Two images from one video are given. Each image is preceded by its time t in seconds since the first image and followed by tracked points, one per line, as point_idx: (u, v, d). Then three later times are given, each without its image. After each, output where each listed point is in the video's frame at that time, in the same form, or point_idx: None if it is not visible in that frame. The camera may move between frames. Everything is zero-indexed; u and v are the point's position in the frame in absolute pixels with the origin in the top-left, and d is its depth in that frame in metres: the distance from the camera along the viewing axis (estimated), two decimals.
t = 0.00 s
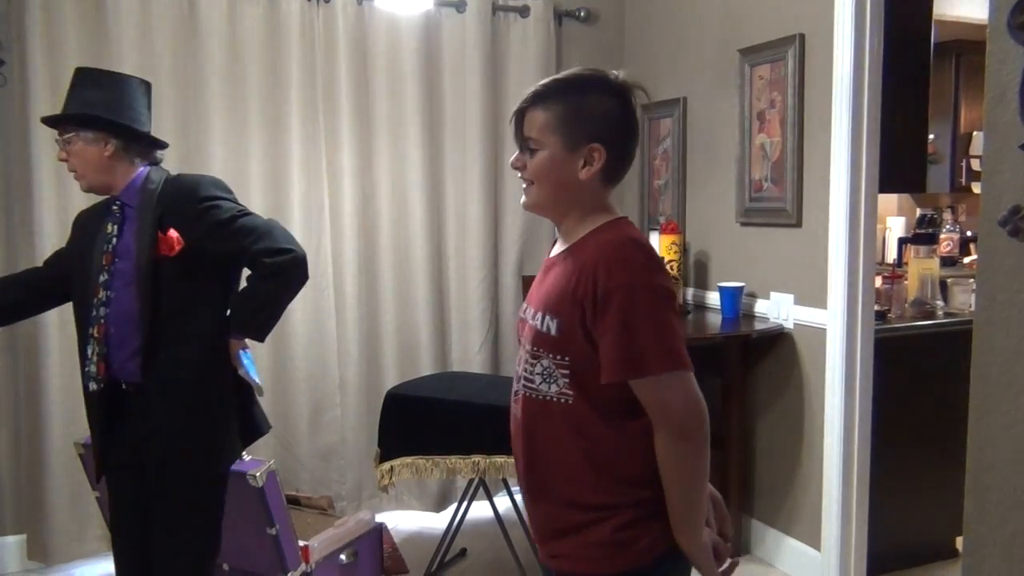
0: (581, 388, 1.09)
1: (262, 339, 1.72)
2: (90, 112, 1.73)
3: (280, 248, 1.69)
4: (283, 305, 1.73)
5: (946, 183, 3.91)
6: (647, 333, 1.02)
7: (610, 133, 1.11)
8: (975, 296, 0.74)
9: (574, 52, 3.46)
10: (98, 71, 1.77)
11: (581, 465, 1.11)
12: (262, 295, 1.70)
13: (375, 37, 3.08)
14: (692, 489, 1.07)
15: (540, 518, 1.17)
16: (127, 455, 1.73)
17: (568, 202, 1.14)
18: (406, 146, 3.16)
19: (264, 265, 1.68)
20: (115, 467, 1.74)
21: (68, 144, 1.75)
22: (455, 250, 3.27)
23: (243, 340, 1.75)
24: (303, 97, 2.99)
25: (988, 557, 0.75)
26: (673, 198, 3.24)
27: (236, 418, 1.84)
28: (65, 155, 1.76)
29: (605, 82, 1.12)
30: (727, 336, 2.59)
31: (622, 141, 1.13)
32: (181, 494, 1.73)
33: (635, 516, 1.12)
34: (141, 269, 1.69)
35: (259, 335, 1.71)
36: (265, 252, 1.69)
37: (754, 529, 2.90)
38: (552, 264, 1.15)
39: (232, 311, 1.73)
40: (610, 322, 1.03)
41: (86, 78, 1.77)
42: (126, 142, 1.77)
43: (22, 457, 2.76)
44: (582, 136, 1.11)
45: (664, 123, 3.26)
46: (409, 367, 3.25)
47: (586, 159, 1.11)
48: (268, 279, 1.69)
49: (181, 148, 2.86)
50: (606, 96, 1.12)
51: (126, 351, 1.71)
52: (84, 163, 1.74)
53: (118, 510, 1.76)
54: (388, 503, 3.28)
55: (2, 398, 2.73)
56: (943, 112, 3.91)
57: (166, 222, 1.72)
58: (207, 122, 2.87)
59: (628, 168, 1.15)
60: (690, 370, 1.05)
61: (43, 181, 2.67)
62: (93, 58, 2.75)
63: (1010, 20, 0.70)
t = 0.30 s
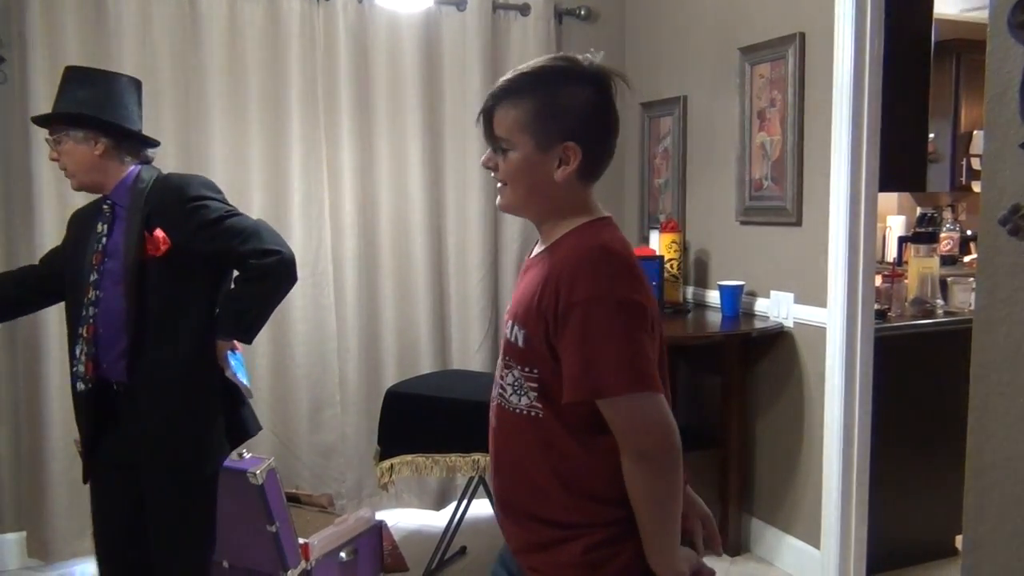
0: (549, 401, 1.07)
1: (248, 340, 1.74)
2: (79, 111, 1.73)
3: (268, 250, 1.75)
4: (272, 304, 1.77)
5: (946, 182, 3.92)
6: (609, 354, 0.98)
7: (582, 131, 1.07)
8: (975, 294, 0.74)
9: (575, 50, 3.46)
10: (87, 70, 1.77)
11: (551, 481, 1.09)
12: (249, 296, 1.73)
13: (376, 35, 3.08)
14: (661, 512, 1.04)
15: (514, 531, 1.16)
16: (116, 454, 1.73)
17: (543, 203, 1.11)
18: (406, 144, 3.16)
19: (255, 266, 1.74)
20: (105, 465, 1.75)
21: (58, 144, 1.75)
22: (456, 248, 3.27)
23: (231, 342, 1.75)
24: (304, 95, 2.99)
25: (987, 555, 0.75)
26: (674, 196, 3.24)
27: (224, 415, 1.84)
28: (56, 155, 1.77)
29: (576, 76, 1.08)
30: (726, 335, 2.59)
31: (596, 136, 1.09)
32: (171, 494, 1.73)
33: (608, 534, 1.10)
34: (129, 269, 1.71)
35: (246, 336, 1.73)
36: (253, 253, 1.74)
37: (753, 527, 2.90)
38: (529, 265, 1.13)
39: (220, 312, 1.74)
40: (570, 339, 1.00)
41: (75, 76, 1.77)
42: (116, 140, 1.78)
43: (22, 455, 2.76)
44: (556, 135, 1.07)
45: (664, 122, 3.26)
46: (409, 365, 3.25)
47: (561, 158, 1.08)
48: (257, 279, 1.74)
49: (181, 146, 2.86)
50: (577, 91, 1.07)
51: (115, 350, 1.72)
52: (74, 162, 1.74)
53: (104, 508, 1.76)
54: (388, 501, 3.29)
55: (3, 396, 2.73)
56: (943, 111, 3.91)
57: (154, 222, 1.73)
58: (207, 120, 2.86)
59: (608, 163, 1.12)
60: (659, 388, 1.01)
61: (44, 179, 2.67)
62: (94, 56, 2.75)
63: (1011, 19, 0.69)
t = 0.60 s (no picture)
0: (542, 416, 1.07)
1: (231, 340, 1.71)
2: (61, 111, 1.74)
3: (250, 249, 1.74)
4: (257, 301, 1.75)
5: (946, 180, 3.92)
6: (594, 367, 0.98)
7: (532, 142, 1.06)
8: (976, 293, 0.75)
9: (575, 49, 3.46)
10: (67, 70, 1.78)
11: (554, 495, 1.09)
12: (232, 294, 1.72)
13: (376, 32, 3.08)
14: (665, 516, 1.03)
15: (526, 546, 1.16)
16: (101, 453, 1.74)
17: (509, 222, 1.10)
18: (406, 142, 3.16)
19: (238, 264, 1.72)
20: (87, 467, 1.77)
21: (41, 145, 1.76)
22: (456, 246, 3.27)
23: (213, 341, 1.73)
24: (304, 93, 2.99)
25: (988, 553, 0.75)
26: (674, 195, 3.24)
27: (208, 409, 1.82)
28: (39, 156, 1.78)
29: (516, 87, 1.06)
30: (726, 333, 2.59)
31: (547, 142, 1.07)
32: (150, 498, 1.74)
33: (618, 541, 1.10)
34: (111, 269, 1.72)
35: (228, 335, 1.71)
36: (235, 251, 1.73)
37: (754, 525, 2.90)
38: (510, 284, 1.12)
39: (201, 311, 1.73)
40: (555, 357, 1.00)
41: (56, 77, 1.77)
42: (99, 140, 1.78)
43: (22, 452, 2.76)
44: (506, 149, 1.05)
45: (664, 120, 3.27)
46: (409, 364, 3.25)
47: (516, 171, 1.06)
48: (240, 277, 1.73)
49: (182, 144, 2.86)
50: (521, 101, 1.06)
51: (99, 350, 1.73)
52: (57, 162, 1.75)
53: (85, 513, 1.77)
54: (388, 499, 3.29)
55: (3, 393, 2.74)
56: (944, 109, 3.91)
57: (136, 222, 1.74)
58: (207, 118, 2.86)
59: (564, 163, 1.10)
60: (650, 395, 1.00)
61: (44, 177, 2.67)
62: (94, 53, 2.75)
63: (1011, 18, 0.70)
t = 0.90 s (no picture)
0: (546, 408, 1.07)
1: (198, 338, 1.82)
2: (22, 110, 1.78)
3: (217, 250, 1.84)
4: (223, 299, 1.86)
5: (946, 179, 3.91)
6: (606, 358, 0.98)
7: (546, 130, 1.06)
8: (976, 291, 0.75)
9: (576, 47, 3.46)
10: (27, 68, 1.80)
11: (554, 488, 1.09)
12: (199, 294, 1.82)
13: (377, 30, 3.08)
14: (667, 511, 1.04)
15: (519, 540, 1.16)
16: (70, 445, 1.84)
17: (519, 210, 1.10)
18: (407, 140, 3.16)
19: (207, 264, 1.82)
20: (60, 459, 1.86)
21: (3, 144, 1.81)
22: (456, 244, 3.27)
23: (180, 338, 1.82)
24: (304, 91, 2.99)
25: (989, 553, 0.75)
26: (674, 193, 3.24)
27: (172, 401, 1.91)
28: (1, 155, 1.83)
29: (534, 73, 1.06)
30: (727, 332, 2.59)
31: (560, 132, 1.07)
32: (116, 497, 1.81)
33: (614, 534, 1.10)
34: (76, 268, 1.80)
35: (195, 334, 1.82)
36: (202, 252, 1.83)
37: (754, 524, 2.90)
38: (513, 274, 1.12)
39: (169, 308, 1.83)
40: (566, 347, 0.99)
41: (14, 73, 1.80)
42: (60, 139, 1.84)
43: (21, 450, 2.76)
44: (517, 136, 1.05)
45: (665, 119, 3.27)
46: (409, 362, 3.25)
47: (526, 157, 1.06)
48: (212, 277, 1.83)
49: (182, 142, 2.86)
50: (537, 88, 1.06)
51: (61, 346, 1.81)
52: (21, 161, 1.80)
53: (62, 504, 1.87)
54: (388, 497, 3.29)
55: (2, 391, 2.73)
56: (944, 108, 3.91)
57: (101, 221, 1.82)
58: (207, 117, 2.86)
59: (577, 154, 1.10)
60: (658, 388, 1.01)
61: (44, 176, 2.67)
62: (94, 51, 2.75)
63: (1012, 17, 0.70)
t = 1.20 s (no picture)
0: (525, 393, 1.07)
1: (184, 331, 1.89)
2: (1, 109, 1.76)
3: (201, 245, 1.91)
4: (205, 293, 1.94)
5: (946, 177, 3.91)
6: (580, 344, 0.98)
7: (552, 122, 1.08)
8: (975, 289, 0.75)
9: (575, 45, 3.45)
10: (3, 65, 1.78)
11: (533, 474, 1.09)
12: (183, 287, 1.90)
13: (376, 29, 3.08)
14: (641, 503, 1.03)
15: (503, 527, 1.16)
16: (53, 445, 1.84)
17: (517, 196, 1.12)
18: (406, 138, 3.16)
19: (192, 259, 1.89)
20: (43, 458, 1.86)
21: None
22: (456, 243, 3.28)
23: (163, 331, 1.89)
24: (304, 89, 2.99)
25: (989, 551, 0.74)
26: (674, 191, 3.24)
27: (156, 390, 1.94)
28: None
29: (552, 72, 1.09)
30: (726, 331, 2.59)
31: (568, 128, 1.10)
32: (103, 498, 1.83)
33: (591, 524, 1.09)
34: (61, 267, 1.80)
35: (181, 328, 1.89)
36: (187, 247, 1.89)
37: (753, 522, 2.90)
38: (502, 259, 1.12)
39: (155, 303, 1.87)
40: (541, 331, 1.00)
41: None
42: (38, 138, 1.83)
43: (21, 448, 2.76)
44: (512, 109, 1.09)
45: (664, 117, 3.26)
46: (409, 360, 3.25)
47: (518, 132, 1.09)
48: (197, 272, 1.90)
49: (181, 140, 2.85)
50: (557, 86, 1.09)
51: (45, 344, 1.81)
52: None
53: (45, 503, 1.87)
54: (387, 495, 3.30)
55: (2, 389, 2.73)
56: (944, 106, 3.91)
57: (85, 220, 1.82)
58: (206, 115, 2.86)
59: (582, 151, 1.13)
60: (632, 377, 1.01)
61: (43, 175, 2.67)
62: (93, 49, 2.75)
63: (1011, 14, 0.70)
